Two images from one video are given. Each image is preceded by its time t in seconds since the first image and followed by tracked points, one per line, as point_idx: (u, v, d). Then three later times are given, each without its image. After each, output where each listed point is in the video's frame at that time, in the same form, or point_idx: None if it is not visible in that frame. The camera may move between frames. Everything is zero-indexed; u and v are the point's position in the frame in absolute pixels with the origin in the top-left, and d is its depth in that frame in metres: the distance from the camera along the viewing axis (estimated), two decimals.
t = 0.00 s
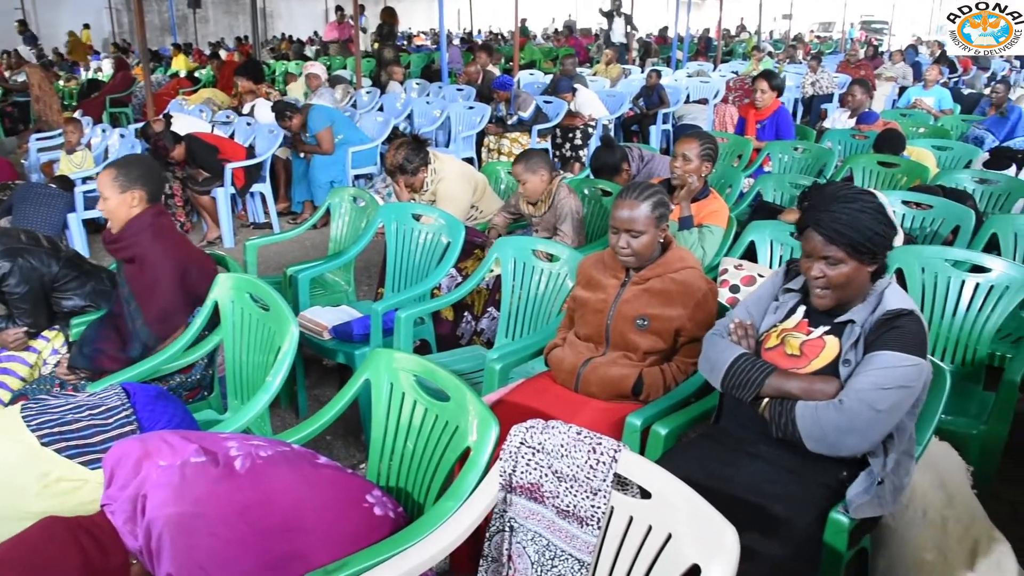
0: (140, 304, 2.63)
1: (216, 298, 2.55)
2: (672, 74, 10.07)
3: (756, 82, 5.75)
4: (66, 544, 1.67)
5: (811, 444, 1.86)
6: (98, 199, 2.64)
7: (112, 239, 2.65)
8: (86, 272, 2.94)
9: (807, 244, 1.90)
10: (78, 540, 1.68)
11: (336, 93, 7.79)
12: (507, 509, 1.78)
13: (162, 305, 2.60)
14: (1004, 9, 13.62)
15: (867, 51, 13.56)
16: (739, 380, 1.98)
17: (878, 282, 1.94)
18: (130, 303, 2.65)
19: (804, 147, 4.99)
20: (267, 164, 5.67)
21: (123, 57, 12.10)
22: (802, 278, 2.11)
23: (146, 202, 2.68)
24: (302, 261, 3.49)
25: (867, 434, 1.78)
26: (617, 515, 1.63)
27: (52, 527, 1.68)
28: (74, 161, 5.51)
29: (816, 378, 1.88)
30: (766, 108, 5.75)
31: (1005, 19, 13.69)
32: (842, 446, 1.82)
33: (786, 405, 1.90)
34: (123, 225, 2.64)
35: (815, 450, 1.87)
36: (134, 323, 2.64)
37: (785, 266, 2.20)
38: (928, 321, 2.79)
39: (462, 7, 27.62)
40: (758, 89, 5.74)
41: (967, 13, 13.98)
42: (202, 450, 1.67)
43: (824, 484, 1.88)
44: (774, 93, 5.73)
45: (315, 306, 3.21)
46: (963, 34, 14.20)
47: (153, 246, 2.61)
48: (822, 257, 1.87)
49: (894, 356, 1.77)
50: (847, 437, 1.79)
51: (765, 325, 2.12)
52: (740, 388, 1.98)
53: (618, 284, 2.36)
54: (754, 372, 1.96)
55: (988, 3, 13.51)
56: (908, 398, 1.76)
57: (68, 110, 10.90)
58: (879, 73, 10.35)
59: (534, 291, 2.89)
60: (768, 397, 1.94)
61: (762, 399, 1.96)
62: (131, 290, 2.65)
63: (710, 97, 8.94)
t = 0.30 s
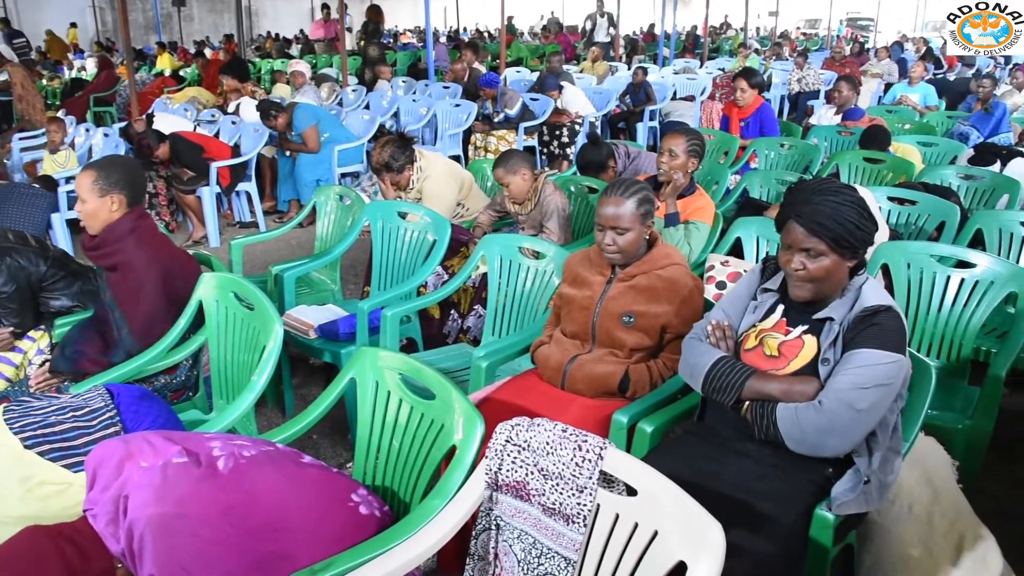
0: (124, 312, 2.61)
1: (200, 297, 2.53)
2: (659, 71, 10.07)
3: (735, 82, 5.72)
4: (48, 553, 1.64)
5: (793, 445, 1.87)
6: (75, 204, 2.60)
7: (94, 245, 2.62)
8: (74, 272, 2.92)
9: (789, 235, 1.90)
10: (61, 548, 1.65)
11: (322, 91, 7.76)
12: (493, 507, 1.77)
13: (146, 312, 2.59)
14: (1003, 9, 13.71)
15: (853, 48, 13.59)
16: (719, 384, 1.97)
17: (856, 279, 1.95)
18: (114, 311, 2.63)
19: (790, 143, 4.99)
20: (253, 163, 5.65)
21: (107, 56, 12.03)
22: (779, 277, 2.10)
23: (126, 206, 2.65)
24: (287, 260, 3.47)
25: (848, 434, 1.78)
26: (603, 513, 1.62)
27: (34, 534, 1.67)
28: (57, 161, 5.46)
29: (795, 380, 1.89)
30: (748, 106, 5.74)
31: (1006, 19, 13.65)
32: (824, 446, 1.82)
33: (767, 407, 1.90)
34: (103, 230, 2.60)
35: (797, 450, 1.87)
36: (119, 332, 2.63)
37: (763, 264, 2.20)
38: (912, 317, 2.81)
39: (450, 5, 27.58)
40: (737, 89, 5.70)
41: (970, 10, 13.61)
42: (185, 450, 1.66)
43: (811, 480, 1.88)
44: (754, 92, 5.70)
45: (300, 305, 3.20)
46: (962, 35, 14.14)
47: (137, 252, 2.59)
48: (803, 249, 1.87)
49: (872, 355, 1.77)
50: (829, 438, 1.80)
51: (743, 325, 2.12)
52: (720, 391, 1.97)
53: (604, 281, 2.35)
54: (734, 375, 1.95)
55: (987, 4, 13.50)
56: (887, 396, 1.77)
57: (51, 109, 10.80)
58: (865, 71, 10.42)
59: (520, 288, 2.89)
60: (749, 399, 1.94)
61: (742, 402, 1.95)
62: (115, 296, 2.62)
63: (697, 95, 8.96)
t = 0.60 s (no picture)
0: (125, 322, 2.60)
1: (194, 296, 2.53)
2: (654, 68, 10.08)
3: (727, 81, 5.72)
4: (40, 551, 1.65)
5: (795, 434, 1.86)
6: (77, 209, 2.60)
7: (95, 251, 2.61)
8: (63, 271, 2.92)
9: (795, 232, 1.90)
10: (53, 547, 1.67)
11: (317, 89, 7.75)
12: (488, 505, 1.77)
13: (148, 325, 2.58)
14: (1004, 8, 13.64)
15: (847, 46, 13.61)
16: (722, 371, 1.96)
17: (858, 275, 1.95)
18: (114, 317, 2.62)
19: (786, 141, 5.00)
20: (248, 161, 5.65)
21: (102, 53, 12.04)
22: (784, 269, 2.12)
23: (129, 212, 2.66)
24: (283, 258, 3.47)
25: (851, 423, 1.77)
26: (597, 511, 1.62)
27: (26, 534, 1.66)
28: (51, 159, 5.53)
29: (799, 369, 1.88)
30: (742, 105, 5.72)
31: (1005, 19, 13.69)
32: (826, 435, 1.81)
33: (770, 395, 1.89)
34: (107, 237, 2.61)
35: (800, 440, 1.87)
36: (121, 339, 2.62)
37: (766, 258, 2.22)
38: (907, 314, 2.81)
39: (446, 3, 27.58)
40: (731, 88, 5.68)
41: (971, 10, 13.63)
42: (178, 449, 1.66)
43: (806, 477, 1.88)
44: (747, 90, 5.68)
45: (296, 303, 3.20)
46: (964, 34, 14.17)
47: (143, 263, 2.59)
48: (809, 245, 1.87)
49: (876, 345, 1.77)
50: (832, 427, 1.79)
51: (747, 316, 2.12)
52: (723, 378, 1.96)
53: (598, 278, 2.36)
54: (736, 363, 1.94)
55: (987, 5, 13.47)
56: (891, 386, 1.76)
57: (46, 107, 10.78)
58: (861, 67, 10.44)
59: (516, 285, 2.89)
60: (751, 387, 1.93)
61: (745, 389, 1.94)
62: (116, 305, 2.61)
63: (693, 92, 8.97)
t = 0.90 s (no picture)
0: (121, 335, 2.62)
1: (180, 297, 2.53)
2: (642, 67, 10.08)
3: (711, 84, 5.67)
4: (20, 549, 1.64)
5: (772, 444, 1.88)
6: (77, 219, 2.58)
7: (93, 262, 2.61)
8: (51, 271, 2.86)
9: (766, 237, 1.90)
10: (33, 545, 1.65)
11: (305, 88, 7.73)
12: (473, 504, 1.77)
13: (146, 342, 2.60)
14: (1003, 9, 13.67)
15: (834, 45, 13.64)
16: (697, 382, 1.99)
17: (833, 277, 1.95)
18: (106, 326, 2.62)
19: (772, 140, 5.02)
20: (236, 160, 5.64)
21: (87, 52, 11.98)
22: (757, 274, 2.12)
23: (129, 227, 2.63)
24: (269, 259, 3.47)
25: (825, 433, 1.80)
26: (582, 509, 1.62)
27: (6, 531, 1.66)
28: (37, 159, 5.47)
29: (774, 379, 1.90)
30: (728, 106, 5.74)
31: (1005, 19, 13.63)
32: (802, 445, 1.84)
33: (746, 406, 1.91)
34: (107, 250, 2.61)
35: (777, 450, 1.88)
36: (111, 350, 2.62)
37: (741, 262, 2.22)
38: (891, 312, 2.83)
39: (434, 3, 27.60)
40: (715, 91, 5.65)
41: (971, 10, 13.49)
42: (162, 450, 1.65)
43: (790, 475, 1.88)
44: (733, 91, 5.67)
45: (283, 304, 3.19)
46: (962, 36, 13.93)
47: (144, 280, 2.60)
48: (780, 251, 1.88)
49: (850, 353, 1.78)
50: (806, 437, 1.81)
51: (722, 322, 2.13)
52: (699, 389, 1.99)
53: (585, 277, 2.36)
54: (712, 374, 1.97)
55: (986, 4, 13.42)
56: (865, 393, 1.78)
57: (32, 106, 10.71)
58: (849, 66, 10.47)
59: (502, 285, 2.89)
60: (727, 397, 1.95)
61: (722, 399, 1.97)
62: (111, 317, 2.62)
63: (680, 91, 8.99)
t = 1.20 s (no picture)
0: (107, 342, 2.58)
1: (165, 300, 2.53)
2: (628, 68, 10.13)
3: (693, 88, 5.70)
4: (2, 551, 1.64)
5: (763, 432, 1.87)
6: (68, 228, 2.56)
7: (84, 271, 2.58)
8: (32, 274, 2.88)
9: (767, 226, 1.91)
10: (16, 547, 1.65)
11: (292, 89, 7.73)
12: (458, 505, 1.77)
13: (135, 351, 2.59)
14: (1004, 10, 14.08)
15: (818, 46, 13.77)
16: (690, 369, 1.98)
17: (827, 274, 1.97)
18: (92, 333, 2.58)
19: (757, 140, 5.05)
20: (222, 161, 5.63)
21: (72, 53, 11.93)
22: (753, 268, 2.14)
23: (122, 239, 2.63)
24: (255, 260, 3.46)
25: (817, 420, 1.79)
26: (566, 509, 1.62)
27: None
28: (21, 161, 5.33)
29: (767, 367, 1.90)
30: (713, 108, 5.77)
31: (1005, 19, 13.93)
32: (794, 433, 1.83)
33: (738, 393, 1.91)
34: (100, 261, 2.59)
35: (767, 437, 1.87)
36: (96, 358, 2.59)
37: (736, 258, 2.24)
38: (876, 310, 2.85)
39: (421, 3, 27.67)
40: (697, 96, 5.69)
41: (971, 10, 14.22)
42: (146, 452, 1.65)
43: (775, 472, 1.89)
44: (715, 94, 5.70)
45: (269, 305, 3.19)
46: (965, 35, 14.52)
47: (137, 291, 2.61)
48: (780, 240, 1.88)
49: (843, 343, 1.79)
50: (798, 424, 1.81)
51: (716, 315, 2.14)
52: (692, 376, 1.97)
53: (569, 277, 2.37)
54: (705, 362, 1.96)
55: (985, 4, 14.02)
56: (857, 383, 1.79)
57: (16, 107, 10.66)
58: (833, 66, 10.55)
59: (488, 285, 2.90)
60: (720, 386, 1.94)
61: (714, 387, 1.96)
62: (98, 325, 2.57)
63: (666, 91, 9.04)
